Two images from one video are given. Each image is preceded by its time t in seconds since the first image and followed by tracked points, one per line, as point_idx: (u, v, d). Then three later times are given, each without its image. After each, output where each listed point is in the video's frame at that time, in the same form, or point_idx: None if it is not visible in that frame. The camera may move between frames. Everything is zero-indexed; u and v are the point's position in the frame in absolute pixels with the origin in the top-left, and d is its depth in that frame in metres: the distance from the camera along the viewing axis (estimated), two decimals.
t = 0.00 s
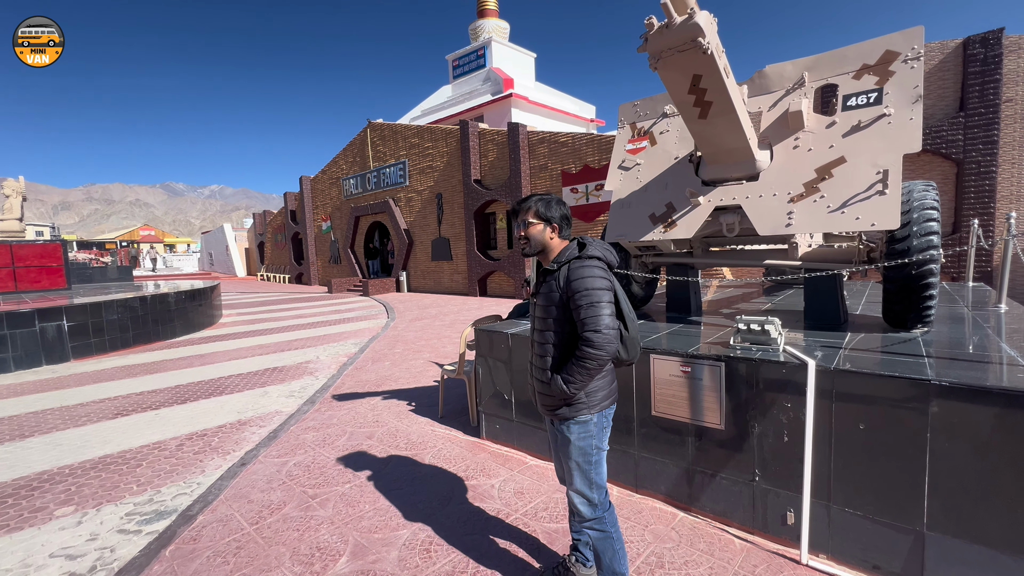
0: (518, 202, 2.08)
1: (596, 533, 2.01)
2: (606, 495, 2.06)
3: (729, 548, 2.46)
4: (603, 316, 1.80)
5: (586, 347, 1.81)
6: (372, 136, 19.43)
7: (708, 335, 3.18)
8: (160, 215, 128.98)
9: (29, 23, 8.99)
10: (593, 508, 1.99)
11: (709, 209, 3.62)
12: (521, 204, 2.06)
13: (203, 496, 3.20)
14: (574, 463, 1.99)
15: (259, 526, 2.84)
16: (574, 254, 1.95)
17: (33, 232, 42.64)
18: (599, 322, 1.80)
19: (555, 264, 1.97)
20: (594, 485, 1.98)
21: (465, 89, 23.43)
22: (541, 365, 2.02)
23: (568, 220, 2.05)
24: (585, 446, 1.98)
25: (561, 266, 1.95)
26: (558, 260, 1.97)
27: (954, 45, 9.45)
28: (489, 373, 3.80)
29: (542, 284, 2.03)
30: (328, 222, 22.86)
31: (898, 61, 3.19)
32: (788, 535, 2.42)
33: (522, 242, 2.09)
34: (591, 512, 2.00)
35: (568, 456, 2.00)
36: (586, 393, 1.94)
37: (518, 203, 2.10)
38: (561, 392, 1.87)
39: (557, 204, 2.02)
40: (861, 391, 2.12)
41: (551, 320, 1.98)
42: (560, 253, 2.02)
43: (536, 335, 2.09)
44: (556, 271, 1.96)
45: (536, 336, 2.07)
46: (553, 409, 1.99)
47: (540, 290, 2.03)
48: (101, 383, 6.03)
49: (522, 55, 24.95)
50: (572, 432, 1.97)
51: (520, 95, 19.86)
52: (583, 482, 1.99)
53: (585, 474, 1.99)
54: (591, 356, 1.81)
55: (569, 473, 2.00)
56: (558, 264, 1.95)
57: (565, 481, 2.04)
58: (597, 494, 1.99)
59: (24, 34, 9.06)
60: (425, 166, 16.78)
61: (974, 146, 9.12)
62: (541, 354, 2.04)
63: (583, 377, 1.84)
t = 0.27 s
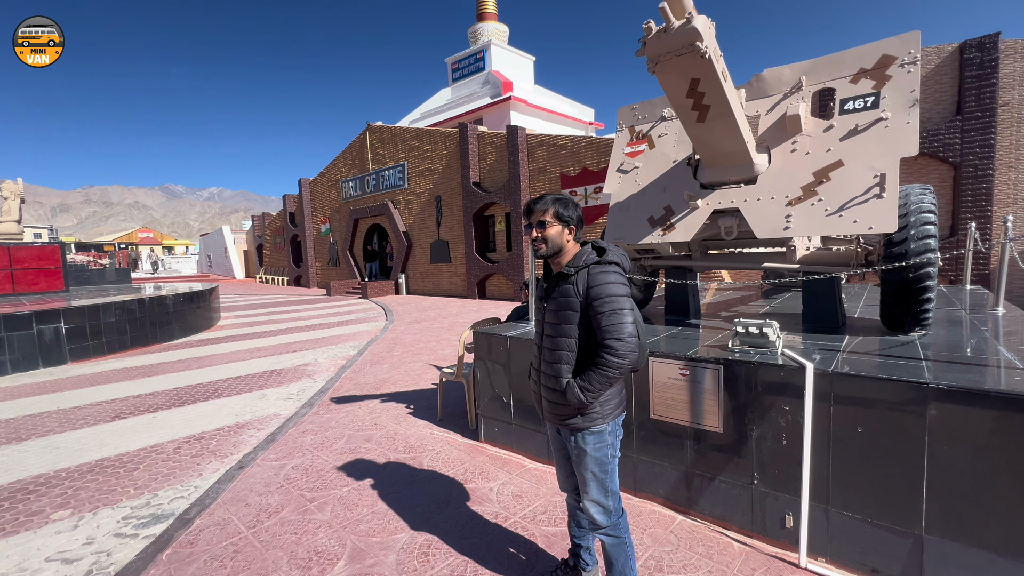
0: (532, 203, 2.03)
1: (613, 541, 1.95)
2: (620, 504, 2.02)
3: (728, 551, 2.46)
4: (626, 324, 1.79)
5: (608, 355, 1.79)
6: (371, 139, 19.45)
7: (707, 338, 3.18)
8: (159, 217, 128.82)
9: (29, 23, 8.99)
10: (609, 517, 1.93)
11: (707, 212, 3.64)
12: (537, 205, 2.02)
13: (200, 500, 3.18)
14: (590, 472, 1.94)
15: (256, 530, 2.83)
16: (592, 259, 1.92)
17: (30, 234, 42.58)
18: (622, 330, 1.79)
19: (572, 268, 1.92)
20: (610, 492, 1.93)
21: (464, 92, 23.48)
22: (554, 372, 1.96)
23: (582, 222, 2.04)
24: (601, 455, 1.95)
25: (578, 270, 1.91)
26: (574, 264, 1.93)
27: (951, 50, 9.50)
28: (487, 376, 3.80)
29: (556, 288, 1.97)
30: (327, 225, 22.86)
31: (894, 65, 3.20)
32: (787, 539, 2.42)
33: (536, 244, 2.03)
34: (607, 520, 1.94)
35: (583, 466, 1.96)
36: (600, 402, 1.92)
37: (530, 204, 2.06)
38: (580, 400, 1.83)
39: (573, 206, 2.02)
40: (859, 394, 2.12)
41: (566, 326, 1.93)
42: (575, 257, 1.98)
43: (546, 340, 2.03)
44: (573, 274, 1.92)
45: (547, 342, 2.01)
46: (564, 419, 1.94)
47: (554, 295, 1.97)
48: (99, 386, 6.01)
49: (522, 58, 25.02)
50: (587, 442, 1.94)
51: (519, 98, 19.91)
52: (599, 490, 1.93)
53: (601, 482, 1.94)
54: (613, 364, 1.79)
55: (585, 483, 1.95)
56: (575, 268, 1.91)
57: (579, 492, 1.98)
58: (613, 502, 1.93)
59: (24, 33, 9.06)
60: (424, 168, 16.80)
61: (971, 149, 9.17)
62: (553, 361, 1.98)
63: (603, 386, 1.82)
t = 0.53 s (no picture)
0: (551, 206, 1.99)
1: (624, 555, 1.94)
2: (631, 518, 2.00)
3: (726, 556, 2.45)
4: (655, 340, 1.80)
5: (637, 371, 1.79)
6: (370, 142, 19.48)
7: (704, 342, 3.19)
8: (157, 220, 128.78)
9: (29, 24, 9.01)
10: (620, 531, 1.91)
11: (705, 217, 3.65)
12: (556, 208, 1.98)
13: (196, 504, 3.17)
14: (604, 487, 1.91)
15: (253, 534, 2.82)
16: (619, 268, 1.90)
17: (28, 237, 42.53)
18: (651, 346, 1.80)
19: (596, 275, 1.88)
20: (623, 505, 1.91)
21: (462, 96, 23.57)
22: (572, 385, 1.92)
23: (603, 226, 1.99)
24: (615, 470, 1.92)
25: (605, 278, 1.88)
26: (600, 271, 1.89)
27: (946, 56, 9.57)
28: (485, 380, 3.79)
29: (578, 296, 1.92)
30: (325, 228, 22.85)
31: (890, 71, 3.23)
32: (784, 543, 2.42)
33: (555, 249, 1.97)
34: (618, 533, 1.91)
35: (597, 481, 1.93)
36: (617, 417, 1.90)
37: (546, 208, 2.02)
38: (602, 417, 1.81)
39: (592, 209, 1.97)
40: (856, 398, 2.13)
41: (590, 338, 1.88)
42: (599, 263, 1.94)
43: (563, 350, 1.97)
44: (598, 282, 1.87)
45: (564, 352, 1.96)
46: (581, 434, 1.91)
47: (575, 303, 1.92)
48: (95, 390, 5.98)
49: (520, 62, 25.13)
50: (602, 458, 1.91)
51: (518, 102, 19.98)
52: (612, 505, 1.91)
53: (614, 497, 1.91)
54: (641, 381, 1.79)
55: (598, 498, 1.92)
56: (600, 276, 1.87)
57: (591, 506, 1.95)
58: (625, 516, 1.91)
59: (24, 33, 9.07)
60: (423, 172, 16.82)
61: (967, 154, 9.22)
62: (571, 373, 1.93)
63: (628, 403, 1.81)
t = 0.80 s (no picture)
0: (568, 209, 1.92)
1: (628, 562, 1.94)
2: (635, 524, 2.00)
3: (724, 560, 2.45)
4: (665, 350, 1.79)
5: (645, 381, 1.78)
6: (369, 146, 19.51)
7: (703, 346, 3.19)
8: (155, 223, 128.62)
9: (29, 23, 9.02)
10: (623, 538, 1.92)
11: (703, 221, 3.66)
12: (575, 211, 1.92)
13: (193, 508, 3.15)
14: (607, 496, 1.91)
15: (249, 539, 2.81)
16: (630, 274, 1.90)
17: (25, 240, 42.44)
18: (661, 356, 1.79)
19: (607, 281, 1.90)
20: (627, 513, 1.91)
21: (461, 100, 23.65)
22: (576, 392, 1.91)
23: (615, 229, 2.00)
24: (618, 479, 1.91)
25: (615, 284, 1.88)
26: (612, 277, 1.90)
27: (942, 61, 9.63)
28: (484, 384, 3.79)
29: (587, 301, 1.92)
30: (324, 231, 22.83)
31: (886, 76, 3.25)
32: (782, 548, 2.41)
33: (577, 254, 1.93)
34: (622, 540, 1.92)
35: (600, 490, 1.92)
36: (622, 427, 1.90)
37: (560, 211, 1.95)
38: (608, 426, 1.81)
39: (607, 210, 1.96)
40: (854, 401, 2.13)
41: (597, 344, 1.88)
42: (609, 269, 1.95)
43: (568, 356, 1.96)
44: (609, 288, 1.88)
45: (569, 358, 1.95)
46: (585, 442, 1.91)
47: (583, 308, 1.92)
48: (92, 394, 5.95)
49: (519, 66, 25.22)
50: (605, 468, 1.90)
51: (517, 106, 20.04)
52: (616, 513, 1.91)
53: (617, 505, 1.91)
54: (649, 391, 1.78)
55: (601, 507, 1.92)
56: (611, 282, 1.88)
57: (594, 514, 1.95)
58: (628, 524, 1.91)
59: (24, 33, 9.08)
60: (421, 175, 16.84)
61: (963, 159, 9.27)
62: (576, 379, 1.92)
63: (634, 413, 1.80)
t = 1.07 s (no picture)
0: (567, 211, 1.94)
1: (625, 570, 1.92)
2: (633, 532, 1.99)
3: (723, 565, 2.44)
4: (666, 350, 1.80)
5: (648, 381, 1.79)
6: (368, 150, 19.55)
7: (701, 350, 3.19)
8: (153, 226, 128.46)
9: (29, 24, 9.04)
10: (621, 546, 1.90)
11: (700, 225, 3.67)
12: (575, 213, 1.93)
13: (189, 513, 3.14)
14: (604, 503, 1.90)
15: (246, 544, 2.79)
16: (627, 276, 1.91)
17: (23, 243, 42.40)
18: (662, 356, 1.80)
19: (603, 283, 1.90)
20: (624, 520, 1.90)
21: (460, 105, 23.74)
22: (576, 396, 1.90)
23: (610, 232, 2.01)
24: (617, 486, 1.90)
25: (613, 286, 1.89)
26: (609, 279, 1.91)
27: (937, 68, 9.70)
28: (482, 388, 3.78)
29: (585, 303, 1.92)
30: (322, 235, 22.83)
31: (882, 82, 3.28)
32: (781, 552, 2.41)
33: (576, 256, 1.94)
34: (619, 547, 1.90)
35: (598, 497, 1.91)
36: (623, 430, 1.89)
37: (558, 214, 1.98)
38: (611, 429, 1.80)
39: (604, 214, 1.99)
40: (852, 405, 2.13)
41: (597, 347, 1.87)
42: (605, 272, 1.95)
43: (566, 360, 1.95)
44: (606, 291, 1.88)
45: (567, 362, 1.94)
46: (585, 448, 1.89)
47: (580, 311, 1.92)
48: (88, 397, 5.92)
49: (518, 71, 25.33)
50: (604, 474, 1.89)
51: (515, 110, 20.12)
52: (613, 520, 1.89)
53: (615, 512, 1.90)
54: (652, 392, 1.79)
55: (599, 513, 1.91)
56: (609, 284, 1.89)
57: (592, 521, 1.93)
58: (625, 531, 1.90)
59: (24, 33, 9.09)
60: (420, 179, 16.88)
61: (959, 165, 9.32)
62: (576, 383, 1.91)
63: (636, 414, 1.80)
